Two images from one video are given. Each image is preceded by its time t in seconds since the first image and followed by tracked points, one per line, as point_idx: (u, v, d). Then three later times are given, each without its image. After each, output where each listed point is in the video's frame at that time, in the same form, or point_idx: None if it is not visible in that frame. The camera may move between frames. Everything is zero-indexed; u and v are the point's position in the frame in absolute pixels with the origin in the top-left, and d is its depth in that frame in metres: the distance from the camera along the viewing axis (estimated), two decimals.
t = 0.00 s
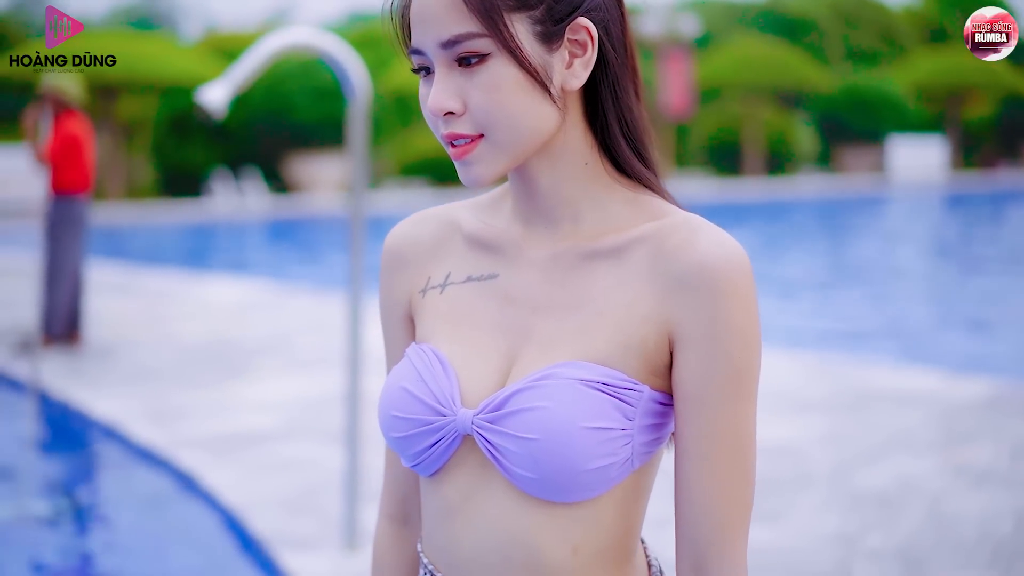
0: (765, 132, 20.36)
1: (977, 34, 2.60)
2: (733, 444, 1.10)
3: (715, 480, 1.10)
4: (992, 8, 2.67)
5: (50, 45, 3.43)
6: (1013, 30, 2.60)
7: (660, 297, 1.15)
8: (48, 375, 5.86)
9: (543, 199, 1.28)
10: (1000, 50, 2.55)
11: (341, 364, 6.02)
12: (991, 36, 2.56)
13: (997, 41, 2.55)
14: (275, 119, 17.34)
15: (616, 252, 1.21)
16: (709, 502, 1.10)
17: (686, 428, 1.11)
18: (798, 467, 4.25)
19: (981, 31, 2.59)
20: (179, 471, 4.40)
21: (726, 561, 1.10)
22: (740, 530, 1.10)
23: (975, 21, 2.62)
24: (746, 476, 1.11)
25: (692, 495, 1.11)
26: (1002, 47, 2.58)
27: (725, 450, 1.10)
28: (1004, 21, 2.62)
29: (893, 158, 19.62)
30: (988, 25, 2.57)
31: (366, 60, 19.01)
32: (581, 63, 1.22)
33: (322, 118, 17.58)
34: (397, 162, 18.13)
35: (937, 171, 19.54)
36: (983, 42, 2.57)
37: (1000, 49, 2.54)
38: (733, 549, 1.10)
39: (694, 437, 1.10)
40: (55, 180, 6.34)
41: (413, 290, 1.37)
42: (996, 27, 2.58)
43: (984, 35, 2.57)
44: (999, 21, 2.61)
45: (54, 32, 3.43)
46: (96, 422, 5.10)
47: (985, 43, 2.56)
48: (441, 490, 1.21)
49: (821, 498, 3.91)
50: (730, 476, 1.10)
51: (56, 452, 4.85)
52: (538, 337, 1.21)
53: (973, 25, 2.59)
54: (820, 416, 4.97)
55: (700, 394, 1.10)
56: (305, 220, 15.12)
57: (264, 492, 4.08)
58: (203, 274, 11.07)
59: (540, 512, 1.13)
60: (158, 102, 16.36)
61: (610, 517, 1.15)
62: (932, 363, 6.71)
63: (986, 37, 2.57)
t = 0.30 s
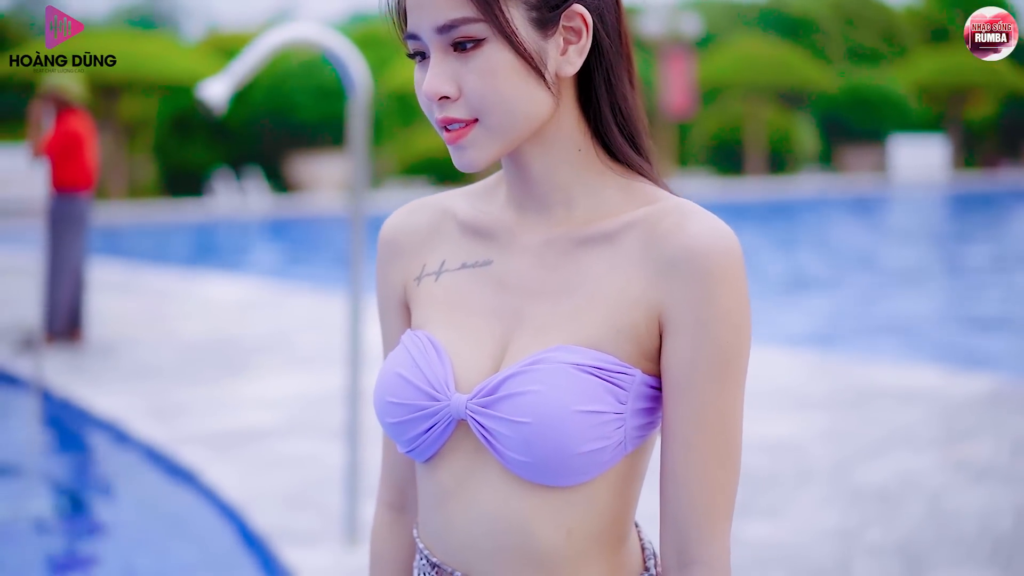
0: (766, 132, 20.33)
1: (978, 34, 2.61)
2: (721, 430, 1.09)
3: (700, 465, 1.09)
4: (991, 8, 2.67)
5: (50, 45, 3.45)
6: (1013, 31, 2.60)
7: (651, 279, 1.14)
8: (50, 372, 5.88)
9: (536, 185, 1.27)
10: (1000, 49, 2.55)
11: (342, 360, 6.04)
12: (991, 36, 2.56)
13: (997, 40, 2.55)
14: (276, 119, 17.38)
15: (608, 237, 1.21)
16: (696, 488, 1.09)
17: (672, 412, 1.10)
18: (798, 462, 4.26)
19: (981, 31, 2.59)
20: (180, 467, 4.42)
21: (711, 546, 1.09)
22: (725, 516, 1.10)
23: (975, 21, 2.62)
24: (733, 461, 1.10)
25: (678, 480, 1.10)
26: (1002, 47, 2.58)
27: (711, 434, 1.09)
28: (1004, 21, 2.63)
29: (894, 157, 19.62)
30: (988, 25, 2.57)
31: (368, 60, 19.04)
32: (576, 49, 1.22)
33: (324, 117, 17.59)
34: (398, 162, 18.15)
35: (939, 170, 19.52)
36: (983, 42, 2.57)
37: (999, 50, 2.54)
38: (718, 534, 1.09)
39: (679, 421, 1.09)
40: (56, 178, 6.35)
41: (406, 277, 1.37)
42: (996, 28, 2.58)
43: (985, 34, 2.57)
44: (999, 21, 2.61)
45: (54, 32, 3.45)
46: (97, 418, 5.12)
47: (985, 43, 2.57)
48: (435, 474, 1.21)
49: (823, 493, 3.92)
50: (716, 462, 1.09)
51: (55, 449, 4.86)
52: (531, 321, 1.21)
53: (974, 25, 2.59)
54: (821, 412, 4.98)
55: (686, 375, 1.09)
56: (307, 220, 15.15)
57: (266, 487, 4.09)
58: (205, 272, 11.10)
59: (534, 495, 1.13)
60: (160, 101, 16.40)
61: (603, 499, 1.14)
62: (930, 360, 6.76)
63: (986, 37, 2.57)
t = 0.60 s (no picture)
0: (769, 131, 20.30)
1: (977, 34, 2.61)
2: (715, 408, 1.07)
3: (694, 442, 1.07)
4: (991, 8, 2.68)
5: (51, 45, 3.46)
6: (1013, 30, 2.60)
7: (642, 259, 1.13)
8: (51, 369, 5.88)
9: (528, 166, 1.25)
10: (1000, 49, 2.55)
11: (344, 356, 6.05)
12: (991, 36, 2.56)
13: (997, 41, 2.55)
14: (279, 119, 17.40)
15: (600, 218, 1.19)
16: (692, 466, 1.07)
17: (666, 390, 1.08)
18: (798, 457, 4.26)
19: (981, 31, 2.59)
20: (181, 463, 4.43)
21: (708, 522, 1.07)
22: (721, 494, 1.08)
23: (974, 21, 2.62)
24: (727, 441, 1.08)
25: (673, 459, 1.08)
26: (1002, 47, 2.58)
27: (704, 413, 1.07)
28: (1003, 21, 2.63)
29: (895, 156, 19.61)
30: (988, 25, 2.57)
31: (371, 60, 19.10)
32: (568, 33, 1.21)
33: (326, 118, 17.60)
34: (400, 162, 18.18)
35: (941, 169, 19.51)
36: (983, 42, 2.57)
37: (999, 50, 2.53)
38: (714, 513, 1.08)
39: (673, 399, 1.08)
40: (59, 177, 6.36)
41: (402, 262, 1.36)
42: (996, 27, 2.58)
43: (984, 34, 2.57)
44: (999, 21, 2.61)
45: (54, 32, 3.46)
46: (99, 415, 5.13)
47: (985, 43, 2.57)
48: (432, 455, 1.20)
49: (822, 488, 3.92)
50: (712, 438, 1.07)
51: (58, 445, 4.87)
52: (524, 302, 1.19)
53: (974, 25, 2.59)
54: (821, 408, 4.98)
55: (679, 353, 1.07)
56: (310, 218, 15.18)
57: (267, 482, 4.09)
58: (208, 271, 11.12)
59: (529, 476, 1.11)
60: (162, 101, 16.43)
61: (600, 479, 1.13)
62: (929, 356, 6.78)
63: (986, 37, 2.57)
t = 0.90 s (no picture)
0: (770, 130, 20.31)
1: (977, 34, 2.60)
2: (709, 384, 1.06)
3: (688, 417, 1.05)
4: (991, 9, 2.68)
5: (50, 45, 3.45)
6: (1013, 30, 2.59)
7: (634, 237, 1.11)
8: (54, 365, 5.88)
9: (521, 149, 1.23)
10: (1001, 49, 2.54)
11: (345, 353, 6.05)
12: (991, 36, 2.55)
13: (997, 41, 2.54)
14: (280, 118, 17.39)
15: (591, 197, 1.17)
16: (685, 442, 1.06)
17: (658, 368, 1.07)
18: (800, 453, 4.25)
19: (981, 31, 2.58)
20: (182, 458, 4.43)
21: (704, 498, 1.05)
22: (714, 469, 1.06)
23: (975, 22, 2.61)
24: (721, 418, 1.06)
25: (666, 435, 1.07)
26: (1002, 47, 2.56)
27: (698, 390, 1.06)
28: (1004, 20, 2.62)
29: (897, 156, 19.58)
30: (988, 25, 2.56)
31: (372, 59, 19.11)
32: (561, 16, 1.17)
33: (328, 117, 17.58)
34: (401, 161, 18.17)
35: (942, 169, 19.47)
36: (983, 42, 2.56)
37: (1000, 50, 2.52)
38: (709, 487, 1.06)
39: (666, 377, 1.06)
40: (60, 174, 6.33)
41: (397, 248, 1.34)
42: (996, 28, 2.57)
43: (985, 34, 2.56)
44: (999, 21, 2.61)
45: (53, 32, 3.44)
46: (100, 411, 5.13)
47: (985, 43, 2.56)
48: (427, 436, 1.20)
49: (824, 483, 3.91)
50: (706, 413, 1.06)
51: (59, 439, 4.88)
52: (518, 283, 1.18)
53: (974, 25, 2.58)
54: (821, 404, 4.97)
55: (671, 329, 1.06)
56: (313, 218, 15.19)
57: (268, 477, 4.09)
58: (210, 269, 11.14)
59: (525, 454, 1.11)
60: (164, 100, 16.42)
61: (595, 457, 1.12)
62: (928, 353, 6.78)
63: (986, 37, 2.56)
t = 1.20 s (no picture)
0: (772, 130, 20.31)
1: (978, 34, 2.60)
2: (701, 350, 1.05)
3: (681, 381, 1.05)
4: (991, 9, 2.70)
5: (50, 44, 3.45)
6: (1013, 31, 2.60)
7: (625, 206, 1.11)
8: (57, 361, 5.90)
9: (514, 123, 1.23)
10: (1000, 50, 2.53)
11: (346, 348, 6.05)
12: (990, 36, 2.54)
13: (996, 41, 2.53)
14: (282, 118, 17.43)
15: (582, 169, 1.17)
16: (677, 409, 1.05)
17: (651, 337, 1.07)
18: (801, 447, 4.25)
19: (981, 31, 2.58)
20: (184, 452, 4.43)
21: (698, 462, 1.05)
22: (707, 435, 1.06)
23: (975, 22, 2.63)
24: (713, 386, 1.06)
25: (657, 402, 1.06)
26: (1002, 47, 2.56)
27: (690, 357, 1.05)
28: (1003, 22, 2.65)
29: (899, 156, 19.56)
30: (988, 25, 2.56)
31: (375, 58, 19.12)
32: None
33: (331, 117, 17.60)
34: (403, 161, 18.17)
35: (944, 169, 19.42)
36: (983, 42, 2.56)
37: (999, 50, 2.53)
38: (703, 452, 1.05)
39: (657, 344, 1.06)
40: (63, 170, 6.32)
41: (393, 227, 1.35)
42: (996, 28, 2.57)
43: (984, 35, 2.56)
44: (999, 22, 2.62)
45: (54, 31, 3.45)
46: (103, 406, 5.13)
47: (985, 43, 2.55)
48: (426, 411, 1.21)
49: (826, 476, 3.91)
50: (699, 379, 1.05)
51: (64, 434, 4.89)
52: (512, 256, 1.18)
53: (973, 25, 2.58)
54: (822, 400, 4.98)
55: (661, 296, 1.06)
56: (315, 217, 15.21)
57: (269, 470, 4.10)
58: (212, 266, 11.15)
59: (521, 424, 1.11)
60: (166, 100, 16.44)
61: (591, 427, 1.12)
62: (931, 350, 6.80)
63: (986, 38, 2.55)
